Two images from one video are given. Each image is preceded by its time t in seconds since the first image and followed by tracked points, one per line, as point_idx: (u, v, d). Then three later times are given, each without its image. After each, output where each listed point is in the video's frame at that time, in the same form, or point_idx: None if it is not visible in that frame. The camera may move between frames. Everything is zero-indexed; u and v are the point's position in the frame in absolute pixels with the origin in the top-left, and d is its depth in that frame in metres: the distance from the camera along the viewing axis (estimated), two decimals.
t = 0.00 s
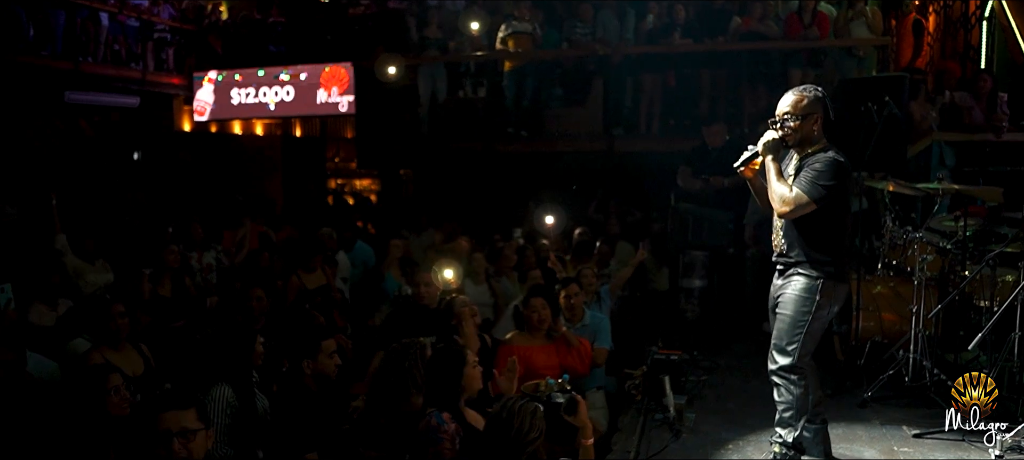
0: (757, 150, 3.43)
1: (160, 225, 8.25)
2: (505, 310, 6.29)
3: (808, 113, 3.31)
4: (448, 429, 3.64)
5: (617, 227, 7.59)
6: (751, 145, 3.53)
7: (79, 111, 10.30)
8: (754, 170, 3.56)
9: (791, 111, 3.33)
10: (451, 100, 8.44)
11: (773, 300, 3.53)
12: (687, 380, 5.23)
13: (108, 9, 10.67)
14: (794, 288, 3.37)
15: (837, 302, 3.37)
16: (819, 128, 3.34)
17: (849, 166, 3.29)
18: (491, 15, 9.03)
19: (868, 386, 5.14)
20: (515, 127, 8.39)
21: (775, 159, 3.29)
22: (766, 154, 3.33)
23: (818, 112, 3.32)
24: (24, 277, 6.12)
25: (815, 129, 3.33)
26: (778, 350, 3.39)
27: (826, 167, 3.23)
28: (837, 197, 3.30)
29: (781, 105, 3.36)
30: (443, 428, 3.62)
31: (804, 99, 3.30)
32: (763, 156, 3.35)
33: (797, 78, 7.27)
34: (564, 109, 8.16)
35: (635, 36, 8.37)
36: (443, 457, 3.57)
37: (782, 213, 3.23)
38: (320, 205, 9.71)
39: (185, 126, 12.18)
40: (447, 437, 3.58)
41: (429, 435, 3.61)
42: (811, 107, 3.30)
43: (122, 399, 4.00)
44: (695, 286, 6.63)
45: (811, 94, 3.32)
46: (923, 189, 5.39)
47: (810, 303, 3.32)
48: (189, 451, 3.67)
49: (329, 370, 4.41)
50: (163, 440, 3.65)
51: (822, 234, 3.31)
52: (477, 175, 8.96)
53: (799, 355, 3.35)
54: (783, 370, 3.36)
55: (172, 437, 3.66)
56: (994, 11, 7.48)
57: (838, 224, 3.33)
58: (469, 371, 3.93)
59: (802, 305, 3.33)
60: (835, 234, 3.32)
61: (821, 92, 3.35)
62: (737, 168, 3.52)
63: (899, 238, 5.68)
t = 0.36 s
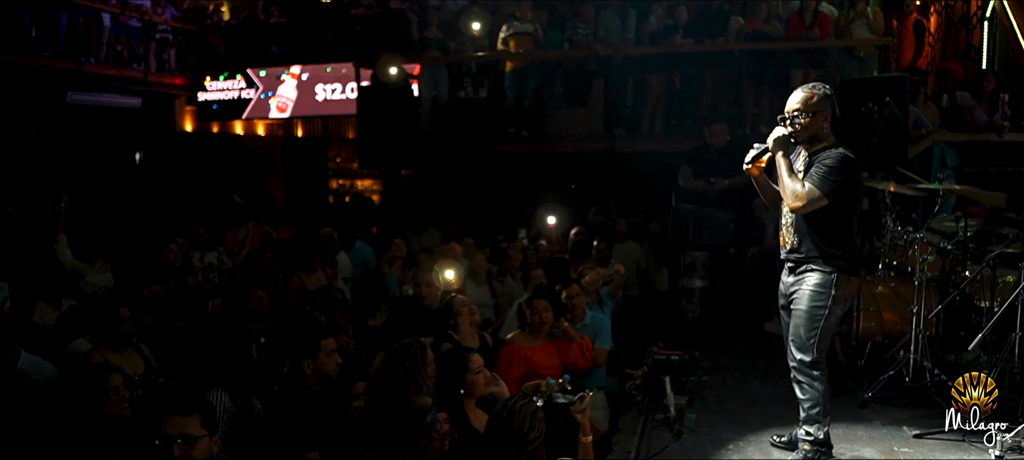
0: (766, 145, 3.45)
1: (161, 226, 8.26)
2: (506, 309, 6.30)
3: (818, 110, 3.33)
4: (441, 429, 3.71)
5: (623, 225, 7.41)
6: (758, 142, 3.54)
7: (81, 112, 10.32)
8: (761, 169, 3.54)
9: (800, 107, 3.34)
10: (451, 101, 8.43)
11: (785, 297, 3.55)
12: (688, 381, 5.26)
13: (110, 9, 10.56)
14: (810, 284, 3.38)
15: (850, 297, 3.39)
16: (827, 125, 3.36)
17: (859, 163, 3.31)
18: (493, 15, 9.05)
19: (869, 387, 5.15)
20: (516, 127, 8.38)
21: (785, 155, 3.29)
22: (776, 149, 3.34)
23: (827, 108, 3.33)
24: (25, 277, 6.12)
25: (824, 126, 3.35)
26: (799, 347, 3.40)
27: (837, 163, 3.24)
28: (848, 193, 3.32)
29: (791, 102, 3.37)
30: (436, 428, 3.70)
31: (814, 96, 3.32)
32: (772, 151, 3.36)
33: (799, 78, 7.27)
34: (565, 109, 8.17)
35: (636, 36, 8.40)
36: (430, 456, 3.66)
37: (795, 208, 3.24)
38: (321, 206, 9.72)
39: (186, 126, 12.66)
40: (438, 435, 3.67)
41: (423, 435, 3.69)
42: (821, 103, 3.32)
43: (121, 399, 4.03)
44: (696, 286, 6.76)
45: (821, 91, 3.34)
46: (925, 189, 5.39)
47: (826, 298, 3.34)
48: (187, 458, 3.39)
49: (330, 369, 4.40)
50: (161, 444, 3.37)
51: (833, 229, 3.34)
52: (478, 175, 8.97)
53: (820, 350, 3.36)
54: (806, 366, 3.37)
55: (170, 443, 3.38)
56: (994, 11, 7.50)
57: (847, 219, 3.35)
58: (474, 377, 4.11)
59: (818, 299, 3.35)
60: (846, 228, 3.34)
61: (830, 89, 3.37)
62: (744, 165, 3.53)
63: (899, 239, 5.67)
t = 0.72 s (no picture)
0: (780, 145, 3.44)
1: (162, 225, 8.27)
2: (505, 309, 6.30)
3: (834, 110, 3.30)
4: (448, 427, 3.68)
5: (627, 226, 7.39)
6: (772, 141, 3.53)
7: (82, 111, 10.34)
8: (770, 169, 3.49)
9: (814, 107, 3.32)
10: (452, 101, 8.47)
11: (796, 303, 3.53)
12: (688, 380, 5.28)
13: (112, 10, 10.57)
14: (824, 290, 3.37)
15: (863, 302, 3.39)
16: (842, 125, 3.34)
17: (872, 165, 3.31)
18: (494, 14, 9.05)
19: (869, 387, 5.15)
20: (516, 127, 8.38)
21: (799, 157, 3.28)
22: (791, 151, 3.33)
23: (842, 109, 3.31)
24: (26, 277, 6.14)
25: (839, 127, 3.34)
26: (817, 355, 3.38)
27: (853, 166, 3.23)
28: (861, 196, 3.31)
29: (806, 101, 3.35)
30: (443, 426, 3.67)
31: (830, 95, 3.28)
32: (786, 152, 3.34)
33: (798, 79, 7.29)
34: (566, 109, 8.19)
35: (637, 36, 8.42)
36: (435, 454, 3.62)
37: (809, 211, 3.23)
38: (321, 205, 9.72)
39: (187, 126, 12.81)
40: (444, 434, 3.63)
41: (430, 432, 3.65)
42: (836, 104, 3.29)
43: (122, 397, 4.02)
44: (696, 286, 6.67)
45: (837, 90, 3.31)
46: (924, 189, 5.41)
47: (842, 304, 3.33)
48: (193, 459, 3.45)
49: (330, 369, 4.40)
50: (169, 445, 3.43)
51: (844, 235, 3.34)
52: (479, 174, 8.97)
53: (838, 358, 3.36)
54: (826, 376, 3.35)
55: (178, 444, 3.44)
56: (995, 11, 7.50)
57: (859, 224, 3.34)
58: (481, 380, 4.00)
59: (834, 306, 3.34)
60: (857, 235, 3.34)
61: (844, 88, 3.34)
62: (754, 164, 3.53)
63: (898, 238, 5.68)
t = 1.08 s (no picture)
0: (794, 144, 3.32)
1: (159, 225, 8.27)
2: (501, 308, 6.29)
3: (853, 103, 3.22)
4: (449, 422, 3.78)
5: (620, 225, 7.38)
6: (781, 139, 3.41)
7: (80, 111, 10.35)
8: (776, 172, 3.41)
9: (835, 101, 3.22)
10: (451, 100, 8.43)
11: (805, 308, 3.37)
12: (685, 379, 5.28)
13: (109, 9, 10.57)
14: (843, 298, 3.23)
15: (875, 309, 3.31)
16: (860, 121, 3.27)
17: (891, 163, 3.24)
18: (493, 14, 9.02)
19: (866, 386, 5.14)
20: (515, 127, 8.38)
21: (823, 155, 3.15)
22: (812, 150, 3.20)
23: (863, 104, 3.23)
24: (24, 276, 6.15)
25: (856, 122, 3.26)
26: (832, 367, 3.25)
27: (880, 165, 3.13)
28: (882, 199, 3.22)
29: (823, 94, 3.25)
30: (445, 421, 3.77)
31: (849, 89, 3.20)
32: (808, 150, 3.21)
33: (797, 78, 7.37)
34: (564, 109, 8.20)
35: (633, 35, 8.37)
36: (436, 448, 3.70)
37: (839, 216, 3.08)
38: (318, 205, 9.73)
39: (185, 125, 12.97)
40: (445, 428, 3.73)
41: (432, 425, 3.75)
42: (858, 98, 3.21)
43: (116, 397, 4.03)
44: (693, 285, 6.87)
45: (855, 83, 3.24)
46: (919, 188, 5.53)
47: (863, 312, 3.22)
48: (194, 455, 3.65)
49: (325, 368, 4.43)
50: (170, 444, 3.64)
51: (865, 240, 3.23)
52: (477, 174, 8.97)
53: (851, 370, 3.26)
54: (840, 387, 3.24)
55: (179, 441, 3.64)
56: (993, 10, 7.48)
57: (879, 228, 3.25)
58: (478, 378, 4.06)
59: (855, 314, 3.22)
60: (876, 241, 3.25)
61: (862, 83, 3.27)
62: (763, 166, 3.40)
63: (894, 238, 5.69)
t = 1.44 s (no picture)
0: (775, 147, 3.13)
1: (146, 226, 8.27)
2: (487, 308, 6.29)
3: (834, 102, 3.08)
4: (434, 408, 4.08)
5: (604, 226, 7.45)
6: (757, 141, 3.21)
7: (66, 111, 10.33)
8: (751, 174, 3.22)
9: (814, 101, 3.08)
10: (439, 101, 8.49)
11: (788, 316, 3.12)
12: (673, 379, 5.34)
13: (96, 9, 10.60)
14: (833, 307, 3.02)
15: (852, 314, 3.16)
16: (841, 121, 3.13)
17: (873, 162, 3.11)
18: (479, 15, 8.88)
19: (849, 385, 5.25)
20: (502, 127, 8.45)
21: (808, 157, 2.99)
22: (798, 154, 3.04)
23: (844, 102, 3.09)
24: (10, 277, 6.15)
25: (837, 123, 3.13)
26: (822, 380, 3.06)
27: (870, 166, 2.99)
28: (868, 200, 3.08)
29: (802, 93, 3.11)
30: (428, 407, 4.07)
31: (828, 88, 3.07)
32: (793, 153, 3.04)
33: (783, 79, 7.39)
34: (551, 110, 8.28)
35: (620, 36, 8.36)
36: (421, 435, 4.03)
37: (833, 222, 2.90)
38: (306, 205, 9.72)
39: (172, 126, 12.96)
40: (429, 415, 4.04)
41: (416, 412, 4.07)
42: (839, 97, 3.07)
43: (95, 403, 4.18)
44: (679, 285, 7.09)
45: (830, 82, 3.10)
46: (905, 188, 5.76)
47: (851, 319, 3.04)
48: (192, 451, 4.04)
49: (310, 370, 4.53)
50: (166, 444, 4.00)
51: (853, 244, 3.05)
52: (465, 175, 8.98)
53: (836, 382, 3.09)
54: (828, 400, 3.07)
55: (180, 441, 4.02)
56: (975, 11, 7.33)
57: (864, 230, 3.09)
58: (449, 367, 4.16)
59: (844, 323, 3.03)
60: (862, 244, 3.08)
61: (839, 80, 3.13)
62: (737, 169, 3.19)
63: (877, 239, 5.79)
